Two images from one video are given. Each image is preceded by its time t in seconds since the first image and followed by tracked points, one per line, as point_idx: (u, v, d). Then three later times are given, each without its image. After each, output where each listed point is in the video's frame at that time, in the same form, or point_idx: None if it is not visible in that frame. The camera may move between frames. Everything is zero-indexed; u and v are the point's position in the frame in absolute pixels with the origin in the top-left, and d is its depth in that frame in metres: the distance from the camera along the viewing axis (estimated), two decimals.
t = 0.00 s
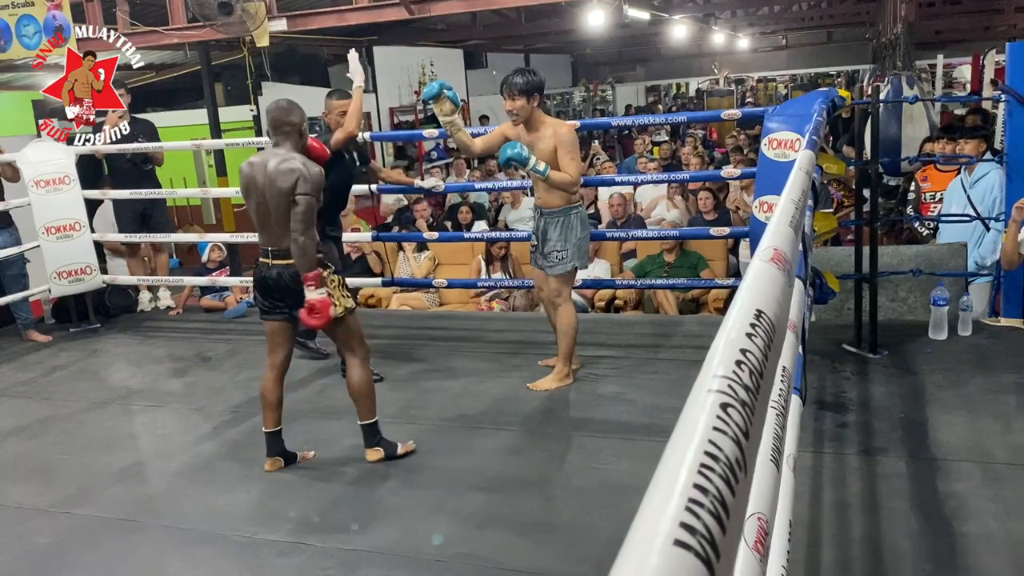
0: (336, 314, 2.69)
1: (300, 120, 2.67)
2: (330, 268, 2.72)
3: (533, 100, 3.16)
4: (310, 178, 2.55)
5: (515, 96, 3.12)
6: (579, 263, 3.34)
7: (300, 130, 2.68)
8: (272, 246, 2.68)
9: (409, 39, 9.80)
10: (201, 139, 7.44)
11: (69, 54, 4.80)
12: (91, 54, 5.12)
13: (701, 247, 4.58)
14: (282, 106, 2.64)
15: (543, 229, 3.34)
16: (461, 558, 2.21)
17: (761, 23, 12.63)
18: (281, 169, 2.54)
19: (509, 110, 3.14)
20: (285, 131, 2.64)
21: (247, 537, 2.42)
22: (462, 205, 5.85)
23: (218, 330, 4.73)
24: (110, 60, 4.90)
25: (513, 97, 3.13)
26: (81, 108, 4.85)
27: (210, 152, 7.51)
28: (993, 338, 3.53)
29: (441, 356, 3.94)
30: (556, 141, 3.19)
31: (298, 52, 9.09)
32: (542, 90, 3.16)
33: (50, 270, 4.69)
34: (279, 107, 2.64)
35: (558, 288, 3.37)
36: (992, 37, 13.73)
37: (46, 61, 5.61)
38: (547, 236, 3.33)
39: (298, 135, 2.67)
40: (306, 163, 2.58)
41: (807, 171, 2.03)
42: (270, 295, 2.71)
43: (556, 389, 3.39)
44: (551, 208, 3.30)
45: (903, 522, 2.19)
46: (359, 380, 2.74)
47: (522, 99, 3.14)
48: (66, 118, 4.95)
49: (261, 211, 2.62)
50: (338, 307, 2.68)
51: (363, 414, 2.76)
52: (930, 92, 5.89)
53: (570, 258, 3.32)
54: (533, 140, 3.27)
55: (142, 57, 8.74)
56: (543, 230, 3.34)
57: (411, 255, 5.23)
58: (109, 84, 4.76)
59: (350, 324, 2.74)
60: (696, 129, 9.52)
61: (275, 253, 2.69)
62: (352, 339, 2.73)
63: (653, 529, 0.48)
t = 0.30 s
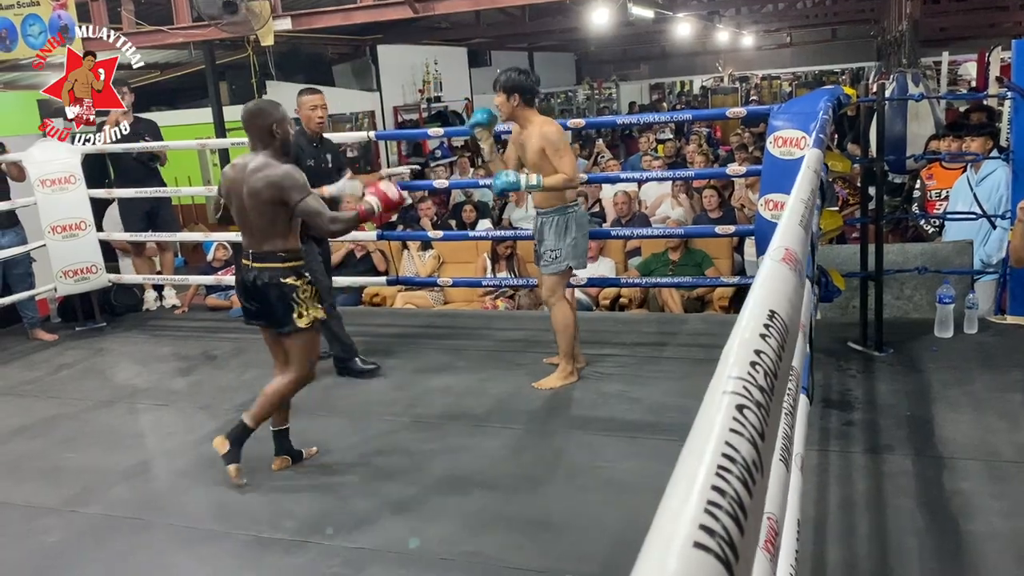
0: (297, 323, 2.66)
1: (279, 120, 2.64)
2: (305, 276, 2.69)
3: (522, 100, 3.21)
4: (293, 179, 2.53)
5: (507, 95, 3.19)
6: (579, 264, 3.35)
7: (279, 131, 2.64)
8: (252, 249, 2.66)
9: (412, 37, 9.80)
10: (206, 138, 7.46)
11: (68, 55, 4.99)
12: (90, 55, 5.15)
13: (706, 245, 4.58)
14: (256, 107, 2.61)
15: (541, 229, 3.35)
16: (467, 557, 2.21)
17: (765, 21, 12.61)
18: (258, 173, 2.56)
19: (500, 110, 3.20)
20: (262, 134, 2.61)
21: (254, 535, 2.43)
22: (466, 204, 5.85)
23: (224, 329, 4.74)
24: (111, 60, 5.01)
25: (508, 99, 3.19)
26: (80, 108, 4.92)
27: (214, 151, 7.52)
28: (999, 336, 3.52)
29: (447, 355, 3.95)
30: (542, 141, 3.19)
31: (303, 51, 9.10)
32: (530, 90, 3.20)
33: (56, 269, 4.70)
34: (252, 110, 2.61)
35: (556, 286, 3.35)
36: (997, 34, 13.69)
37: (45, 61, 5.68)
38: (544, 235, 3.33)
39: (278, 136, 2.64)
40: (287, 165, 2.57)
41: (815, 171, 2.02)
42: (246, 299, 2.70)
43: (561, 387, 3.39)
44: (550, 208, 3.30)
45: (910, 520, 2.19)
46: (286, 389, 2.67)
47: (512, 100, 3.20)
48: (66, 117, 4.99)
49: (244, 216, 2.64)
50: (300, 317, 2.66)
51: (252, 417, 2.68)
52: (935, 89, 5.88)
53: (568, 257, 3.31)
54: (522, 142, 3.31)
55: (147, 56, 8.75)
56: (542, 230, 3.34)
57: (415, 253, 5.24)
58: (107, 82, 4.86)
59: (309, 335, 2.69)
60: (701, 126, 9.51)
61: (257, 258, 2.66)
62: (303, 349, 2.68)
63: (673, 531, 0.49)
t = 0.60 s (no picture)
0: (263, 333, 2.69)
1: (316, 138, 2.65)
2: (291, 287, 2.70)
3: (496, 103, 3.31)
4: (303, 201, 2.58)
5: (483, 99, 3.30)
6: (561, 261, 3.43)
7: (316, 147, 2.66)
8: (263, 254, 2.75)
9: (416, 36, 9.81)
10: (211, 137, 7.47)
11: (68, 55, 5.03)
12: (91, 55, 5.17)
13: (710, 243, 4.58)
14: (293, 123, 2.63)
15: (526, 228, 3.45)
16: (472, 555, 2.22)
17: (770, 19, 12.59)
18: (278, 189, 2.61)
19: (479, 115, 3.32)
20: (294, 150, 2.63)
21: (259, 533, 2.43)
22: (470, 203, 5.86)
23: (229, 328, 4.75)
24: (112, 60, 5.04)
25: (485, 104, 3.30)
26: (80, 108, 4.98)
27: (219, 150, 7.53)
28: (1004, 334, 3.51)
29: (451, 353, 3.95)
30: (514, 143, 3.27)
31: (307, 50, 9.12)
32: (503, 92, 3.29)
33: (62, 268, 4.72)
34: (292, 124, 2.62)
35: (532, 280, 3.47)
36: (1003, 32, 13.62)
37: (45, 60, 5.57)
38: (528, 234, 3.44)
39: (311, 155, 2.65)
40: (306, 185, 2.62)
41: (821, 169, 2.02)
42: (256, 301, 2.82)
43: (566, 387, 3.39)
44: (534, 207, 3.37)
45: (916, 519, 2.19)
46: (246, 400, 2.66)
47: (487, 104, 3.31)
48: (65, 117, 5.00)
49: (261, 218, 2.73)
50: (268, 328, 2.68)
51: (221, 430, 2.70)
52: (940, 87, 5.86)
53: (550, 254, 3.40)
54: (499, 145, 3.40)
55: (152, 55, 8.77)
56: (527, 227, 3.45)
57: (420, 252, 5.24)
58: (106, 82, 4.89)
59: (276, 346, 2.69)
60: (705, 124, 9.49)
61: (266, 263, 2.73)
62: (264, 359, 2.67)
63: (680, 529, 0.49)
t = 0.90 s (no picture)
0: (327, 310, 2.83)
1: (350, 121, 2.77)
2: (326, 261, 2.81)
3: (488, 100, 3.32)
4: (329, 180, 2.71)
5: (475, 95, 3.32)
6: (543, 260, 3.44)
7: (351, 130, 2.79)
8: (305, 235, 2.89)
9: (421, 35, 9.80)
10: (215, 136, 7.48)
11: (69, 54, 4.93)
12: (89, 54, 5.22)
13: (715, 242, 4.57)
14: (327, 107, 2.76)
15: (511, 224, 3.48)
16: (477, 554, 2.22)
17: (775, 17, 12.55)
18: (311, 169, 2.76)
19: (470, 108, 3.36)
20: (328, 132, 2.76)
21: (265, 531, 2.44)
22: (474, 202, 5.86)
23: (234, 327, 4.75)
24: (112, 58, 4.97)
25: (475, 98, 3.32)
26: (80, 110, 4.90)
27: (224, 150, 7.54)
28: (1010, 333, 3.50)
29: (456, 352, 3.95)
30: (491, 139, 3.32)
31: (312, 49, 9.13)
32: (496, 89, 3.31)
33: (67, 267, 4.73)
34: (326, 107, 2.76)
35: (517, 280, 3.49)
36: (1009, 30, 13.56)
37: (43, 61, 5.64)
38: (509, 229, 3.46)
39: (345, 137, 2.78)
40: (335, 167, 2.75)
41: (827, 167, 2.02)
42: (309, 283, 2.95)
43: (571, 386, 3.39)
44: (515, 203, 3.42)
45: (922, 518, 2.18)
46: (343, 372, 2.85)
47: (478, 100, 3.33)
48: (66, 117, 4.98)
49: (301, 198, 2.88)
50: (325, 303, 2.81)
51: (333, 404, 2.92)
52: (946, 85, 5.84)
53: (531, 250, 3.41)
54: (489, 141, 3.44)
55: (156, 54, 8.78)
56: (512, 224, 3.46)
57: (425, 251, 5.25)
58: (107, 82, 4.82)
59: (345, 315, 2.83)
60: (710, 123, 9.48)
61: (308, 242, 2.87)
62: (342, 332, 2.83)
63: (688, 526, 0.49)
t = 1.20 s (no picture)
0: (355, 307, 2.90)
1: (384, 134, 2.80)
2: (361, 265, 2.91)
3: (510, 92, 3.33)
4: (365, 195, 2.78)
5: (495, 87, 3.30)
6: (549, 253, 3.47)
7: (385, 143, 2.81)
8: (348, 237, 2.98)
9: (424, 35, 9.80)
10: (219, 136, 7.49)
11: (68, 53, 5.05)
12: (89, 54, 5.24)
13: (718, 242, 4.57)
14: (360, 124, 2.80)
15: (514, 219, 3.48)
16: (480, 554, 2.22)
17: (778, 17, 12.52)
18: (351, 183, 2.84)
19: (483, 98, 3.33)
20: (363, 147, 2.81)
21: (268, 531, 2.44)
22: (477, 202, 5.86)
23: (237, 327, 4.76)
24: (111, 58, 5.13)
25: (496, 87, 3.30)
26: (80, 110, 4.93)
27: (228, 150, 7.56)
28: (1014, 333, 3.50)
29: (460, 352, 3.96)
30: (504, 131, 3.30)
31: (316, 49, 9.14)
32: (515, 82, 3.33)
33: (71, 267, 4.74)
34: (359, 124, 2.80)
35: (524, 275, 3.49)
36: (1013, 29, 13.53)
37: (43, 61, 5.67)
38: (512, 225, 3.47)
39: (382, 150, 2.81)
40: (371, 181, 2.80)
41: (830, 167, 2.02)
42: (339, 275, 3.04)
43: (574, 386, 3.39)
44: (518, 199, 3.43)
45: (926, 518, 2.18)
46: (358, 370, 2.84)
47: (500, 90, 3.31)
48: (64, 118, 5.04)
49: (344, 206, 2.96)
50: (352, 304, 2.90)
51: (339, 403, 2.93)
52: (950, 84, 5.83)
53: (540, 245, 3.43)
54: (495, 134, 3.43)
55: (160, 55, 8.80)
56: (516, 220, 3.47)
57: (428, 251, 5.25)
58: (108, 83, 5.04)
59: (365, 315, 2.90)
60: (713, 123, 9.48)
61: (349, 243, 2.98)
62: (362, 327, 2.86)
63: (692, 526, 0.49)
